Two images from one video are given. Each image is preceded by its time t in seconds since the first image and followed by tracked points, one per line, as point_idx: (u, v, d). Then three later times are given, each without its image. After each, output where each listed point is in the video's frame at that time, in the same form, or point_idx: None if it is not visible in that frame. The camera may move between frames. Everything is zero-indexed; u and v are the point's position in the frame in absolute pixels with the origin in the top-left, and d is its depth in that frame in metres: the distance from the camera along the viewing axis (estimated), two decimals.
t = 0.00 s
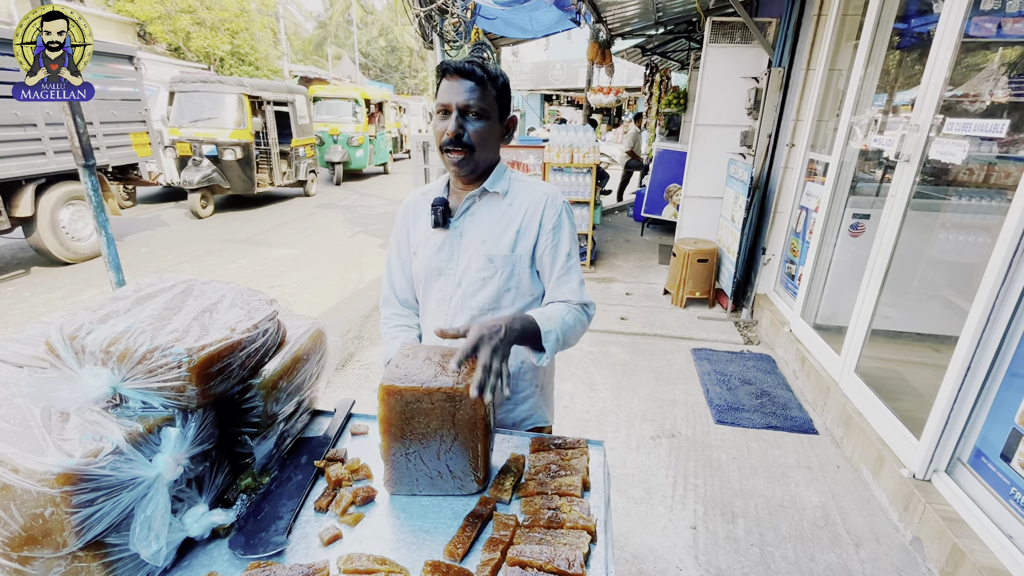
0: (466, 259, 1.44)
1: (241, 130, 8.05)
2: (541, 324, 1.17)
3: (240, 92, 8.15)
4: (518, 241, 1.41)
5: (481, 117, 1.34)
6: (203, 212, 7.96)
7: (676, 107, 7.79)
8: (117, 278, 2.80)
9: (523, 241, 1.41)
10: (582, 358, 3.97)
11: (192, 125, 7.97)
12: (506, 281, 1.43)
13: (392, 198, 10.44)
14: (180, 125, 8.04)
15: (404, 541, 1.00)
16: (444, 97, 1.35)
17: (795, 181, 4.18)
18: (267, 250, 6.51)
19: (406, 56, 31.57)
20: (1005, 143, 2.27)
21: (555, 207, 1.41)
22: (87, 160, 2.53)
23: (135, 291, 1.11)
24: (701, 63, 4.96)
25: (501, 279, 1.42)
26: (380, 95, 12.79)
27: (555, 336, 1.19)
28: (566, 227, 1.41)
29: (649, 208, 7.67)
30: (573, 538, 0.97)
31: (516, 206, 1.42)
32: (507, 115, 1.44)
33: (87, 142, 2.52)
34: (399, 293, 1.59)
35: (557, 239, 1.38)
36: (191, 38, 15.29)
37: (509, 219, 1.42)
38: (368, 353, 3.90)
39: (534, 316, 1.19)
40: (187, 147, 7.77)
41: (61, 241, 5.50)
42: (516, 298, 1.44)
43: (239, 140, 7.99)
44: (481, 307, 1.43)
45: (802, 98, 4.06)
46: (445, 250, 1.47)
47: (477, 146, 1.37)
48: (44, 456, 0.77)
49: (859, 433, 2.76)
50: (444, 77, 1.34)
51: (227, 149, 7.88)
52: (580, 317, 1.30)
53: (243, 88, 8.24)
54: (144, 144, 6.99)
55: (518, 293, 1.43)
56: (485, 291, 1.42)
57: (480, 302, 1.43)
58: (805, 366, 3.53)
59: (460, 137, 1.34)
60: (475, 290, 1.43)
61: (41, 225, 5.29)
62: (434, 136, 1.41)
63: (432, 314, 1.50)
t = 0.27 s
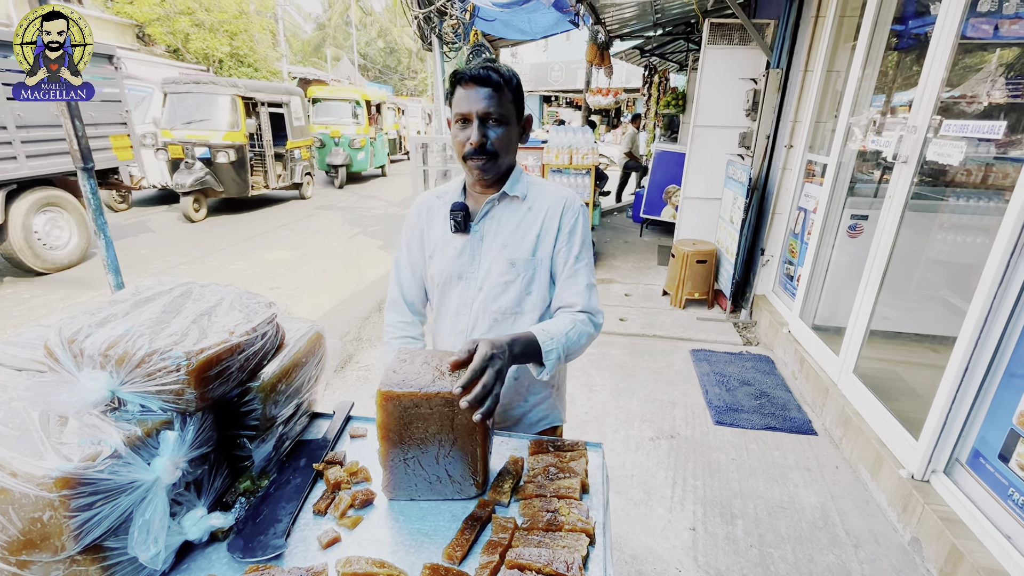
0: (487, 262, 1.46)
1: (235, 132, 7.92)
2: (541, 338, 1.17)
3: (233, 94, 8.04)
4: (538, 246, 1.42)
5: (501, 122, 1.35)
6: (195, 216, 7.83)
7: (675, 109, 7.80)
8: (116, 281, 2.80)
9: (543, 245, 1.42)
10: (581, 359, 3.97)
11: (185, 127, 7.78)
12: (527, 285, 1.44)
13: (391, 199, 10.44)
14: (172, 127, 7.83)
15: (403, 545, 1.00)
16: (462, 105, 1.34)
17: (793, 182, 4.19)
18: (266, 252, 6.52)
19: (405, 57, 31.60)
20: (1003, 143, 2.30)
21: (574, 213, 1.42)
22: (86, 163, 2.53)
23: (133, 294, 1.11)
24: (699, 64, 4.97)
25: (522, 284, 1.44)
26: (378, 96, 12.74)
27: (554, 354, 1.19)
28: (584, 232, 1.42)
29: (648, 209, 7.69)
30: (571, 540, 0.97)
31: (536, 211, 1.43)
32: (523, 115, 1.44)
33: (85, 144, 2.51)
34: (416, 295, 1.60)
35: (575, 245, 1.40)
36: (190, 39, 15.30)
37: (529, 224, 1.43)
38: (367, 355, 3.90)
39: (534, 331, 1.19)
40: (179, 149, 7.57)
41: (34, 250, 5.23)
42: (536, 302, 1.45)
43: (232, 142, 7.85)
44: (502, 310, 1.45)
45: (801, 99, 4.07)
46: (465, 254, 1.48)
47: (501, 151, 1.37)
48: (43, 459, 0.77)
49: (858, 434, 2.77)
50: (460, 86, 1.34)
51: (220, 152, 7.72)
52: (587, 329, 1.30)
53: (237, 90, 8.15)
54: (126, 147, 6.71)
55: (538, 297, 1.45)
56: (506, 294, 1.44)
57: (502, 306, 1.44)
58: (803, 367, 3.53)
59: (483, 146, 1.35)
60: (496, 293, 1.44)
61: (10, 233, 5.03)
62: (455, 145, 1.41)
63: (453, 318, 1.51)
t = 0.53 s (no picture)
0: (497, 263, 1.47)
1: (227, 133, 7.81)
2: (538, 344, 1.17)
3: (226, 95, 7.92)
4: (547, 248, 1.43)
5: (514, 135, 1.33)
6: (188, 220, 7.68)
7: (674, 109, 7.80)
8: (114, 283, 2.80)
9: (552, 248, 1.43)
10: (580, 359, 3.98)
11: (176, 128, 7.64)
12: (536, 286, 1.45)
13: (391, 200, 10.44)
14: (163, 128, 7.66)
15: (403, 546, 1.00)
16: (476, 117, 1.32)
17: (792, 183, 4.19)
18: (265, 253, 6.52)
19: (404, 58, 31.66)
20: (1001, 143, 2.29)
21: (584, 216, 1.42)
22: (83, 165, 2.52)
23: (132, 296, 1.12)
24: (698, 65, 4.97)
25: (530, 285, 1.45)
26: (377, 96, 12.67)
27: (554, 358, 1.19)
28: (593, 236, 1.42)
29: (647, 210, 7.70)
30: (570, 541, 0.97)
31: (546, 213, 1.44)
32: (537, 120, 1.42)
33: (82, 146, 2.52)
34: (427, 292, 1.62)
35: (583, 247, 1.40)
36: (189, 41, 15.33)
37: (539, 226, 1.43)
38: (366, 356, 3.91)
39: (531, 336, 1.19)
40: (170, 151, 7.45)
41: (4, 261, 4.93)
42: (545, 303, 1.46)
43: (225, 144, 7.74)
44: (510, 311, 1.46)
45: (799, 99, 4.08)
46: (475, 253, 1.49)
47: (513, 162, 1.37)
48: (40, 461, 0.77)
49: (857, 435, 2.77)
50: (474, 96, 1.31)
51: (212, 154, 7.62)
52: (587, 333, 1.30)
53: (230, 91, 8.04)
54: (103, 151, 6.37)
55: (546, 299, 1.45)
56: (515, 295, 1.45)
57: (511, 306, 1.46)
58: (803, 367, 3.53)
59: (495, 159, 1.35)
60: (505, 294, 1.46)
61: None
62: (468, 153, 1.41)
63: (461, 316, 1.53)
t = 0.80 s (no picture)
0: (496, 261, 1.47)
1: (220, 135, 7.66)
2: (536, 344, 1.19)
3: (219, 95, 7.77)
4: (546, 249, 1.44)
5: (513, 135, 1.34)
6: (179, 224, 7.46)
7: (674, 110, 7.80)
8: (113, 283, 2.80)
9: (550, 249, 1.44)
10: (580, 360, 3.98)
11: (167, 130, 7.47)
12: (533, 287, 1.46)
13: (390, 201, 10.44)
14: (153, 130, 7.50)
15: (402, 547, 1.00)
16: (475, 116, 1.33)
17: (791, 183, 4.19)
18: (265, 254, 6.52)
19: (404, 59, 31.71)
20: (1000, 143, 2.28)
21: (582, 220, 1.44)
22: (82, 165, 2.52)
23: (131, 297, 1.11)
24: (697, 65, 4.98)
25: (528, 285, 1.45)
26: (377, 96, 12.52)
27: (547, 359, 1.21)
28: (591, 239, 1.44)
29: (647, 210, 7.70)
30: (569, 542, 0.97)
31: (547, 214, 1.44)
32: (537, 119, 1.42)
33: (81, 146, 2.52)
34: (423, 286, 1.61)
35: (581, 250, 1.41)
36: (189, 41, 15.35)
37: (538, 227, 1.44)
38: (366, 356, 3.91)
39: (529, 337, 1.20)
40: (161, 154, 7.28)
41: None
42: (541, 303, 1.46)
43: (217, 146, 7.59)
44: (507, 309, 1.46)
45: (798, 100, 4.08)
46: (474, 250, 1.49)
47: (513, 161, 1.37)
48: (40, 463, 0.77)
49: (857, 435, 2.77)
50: (474, 95, 1.31)
51: (204, 156, 7.45)
52: (580, 334, 1.31)
53: (222, 91, 7.89)
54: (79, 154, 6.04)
55: (542, 300, 1.46)
56: (512, 293, 1.45)
57: (508, 304, 1.46)
58: (802, 368, 3.53)
59: (495, 157, 1.35)
60: (502, 292, 1.46)
61: None
62: (467, 152, 1.41)
63: (457, 312, 1.52)
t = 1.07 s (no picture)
0: (486, 258, 1.47)
1: (210, 135, 7.37)
2: (529, 343, 1.19)
3: (209, 94, 7.48)
4: (535, 244, 1.44)
5: (509, 128, 1.35)
6: (168, 228, 7.18)
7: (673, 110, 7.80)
8: (112, 284, 2.80)
9: (539, 244, 1.44)
10: (580, 360, 3.98)
11: (155, 131, 7.18)
12: (523, 281, 1.47)
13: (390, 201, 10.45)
14: (140, 131, 7.20)
15: (402, 547, 1.00)
16: (472, 108, 1.33)
17: (791, 183, 4.19)
18: (265, 254, 6.51)
19: (404, 59, 31.73)
20: (1000, 143, 2.28)
21: (570, 214, 1.46)
22: (81, 166, 2.52)
23: (131, 297, 1.12)
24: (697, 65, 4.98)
25: (518, 280, 1.46)
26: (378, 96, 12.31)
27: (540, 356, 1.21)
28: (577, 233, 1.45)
29: (647, 210, 7.70)
30: (569, 542, 0.97)
31: (535, 210, 1.45)
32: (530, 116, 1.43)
33: (80, 146, 2.51)
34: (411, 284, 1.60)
35: (567, 244, 1.42)
36: (189, 42, 15.36)
37: (527, 223, 1.44)
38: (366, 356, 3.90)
39: (520, 335, 1.21)
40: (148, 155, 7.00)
41: None
42: (532, 296, 1.48)
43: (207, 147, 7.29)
44: (498, 304, 1.47)
45: (798, 100, 4.08)
46: (464, 247, 1.49)
47: (507, 154, 1.38)
48: (40, 463, 0.77)
49: (857, 435, 2.77)
50: (471, 88, 1.32)
51: (194, 157, 7.16)
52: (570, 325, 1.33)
53: (213, 90, 7.59)
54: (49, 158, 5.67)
55: (533, 294, 1.47)
56: (504, 288, 1.46)
57: (499, 300, 1.47)
58: (803, 368, 3.53)
59: (489, 150, 1.35)
60: (494, 287, 1.46)
61: None
62: (461, 144, 1.41)
63: (448, 309, 1.52)
